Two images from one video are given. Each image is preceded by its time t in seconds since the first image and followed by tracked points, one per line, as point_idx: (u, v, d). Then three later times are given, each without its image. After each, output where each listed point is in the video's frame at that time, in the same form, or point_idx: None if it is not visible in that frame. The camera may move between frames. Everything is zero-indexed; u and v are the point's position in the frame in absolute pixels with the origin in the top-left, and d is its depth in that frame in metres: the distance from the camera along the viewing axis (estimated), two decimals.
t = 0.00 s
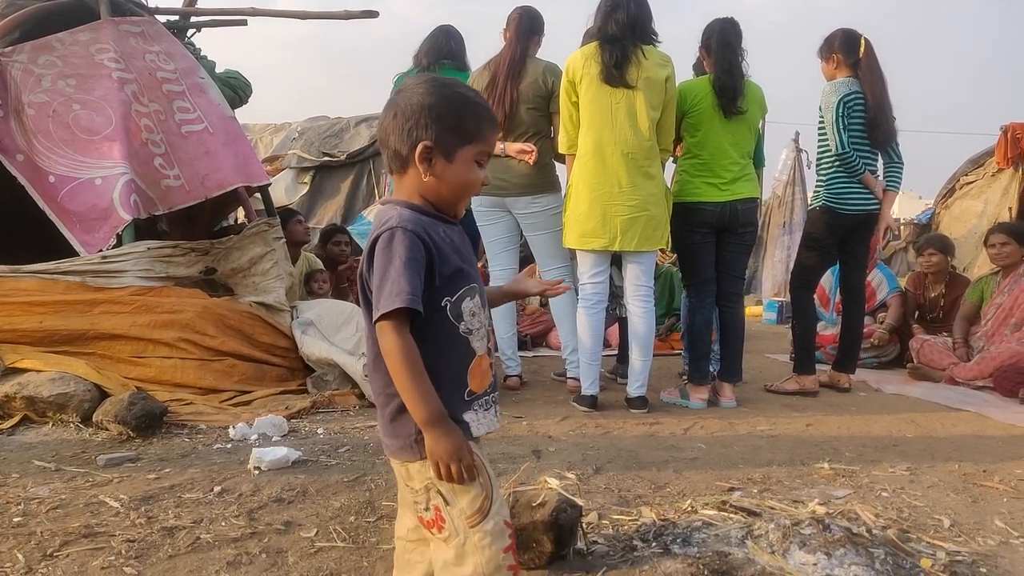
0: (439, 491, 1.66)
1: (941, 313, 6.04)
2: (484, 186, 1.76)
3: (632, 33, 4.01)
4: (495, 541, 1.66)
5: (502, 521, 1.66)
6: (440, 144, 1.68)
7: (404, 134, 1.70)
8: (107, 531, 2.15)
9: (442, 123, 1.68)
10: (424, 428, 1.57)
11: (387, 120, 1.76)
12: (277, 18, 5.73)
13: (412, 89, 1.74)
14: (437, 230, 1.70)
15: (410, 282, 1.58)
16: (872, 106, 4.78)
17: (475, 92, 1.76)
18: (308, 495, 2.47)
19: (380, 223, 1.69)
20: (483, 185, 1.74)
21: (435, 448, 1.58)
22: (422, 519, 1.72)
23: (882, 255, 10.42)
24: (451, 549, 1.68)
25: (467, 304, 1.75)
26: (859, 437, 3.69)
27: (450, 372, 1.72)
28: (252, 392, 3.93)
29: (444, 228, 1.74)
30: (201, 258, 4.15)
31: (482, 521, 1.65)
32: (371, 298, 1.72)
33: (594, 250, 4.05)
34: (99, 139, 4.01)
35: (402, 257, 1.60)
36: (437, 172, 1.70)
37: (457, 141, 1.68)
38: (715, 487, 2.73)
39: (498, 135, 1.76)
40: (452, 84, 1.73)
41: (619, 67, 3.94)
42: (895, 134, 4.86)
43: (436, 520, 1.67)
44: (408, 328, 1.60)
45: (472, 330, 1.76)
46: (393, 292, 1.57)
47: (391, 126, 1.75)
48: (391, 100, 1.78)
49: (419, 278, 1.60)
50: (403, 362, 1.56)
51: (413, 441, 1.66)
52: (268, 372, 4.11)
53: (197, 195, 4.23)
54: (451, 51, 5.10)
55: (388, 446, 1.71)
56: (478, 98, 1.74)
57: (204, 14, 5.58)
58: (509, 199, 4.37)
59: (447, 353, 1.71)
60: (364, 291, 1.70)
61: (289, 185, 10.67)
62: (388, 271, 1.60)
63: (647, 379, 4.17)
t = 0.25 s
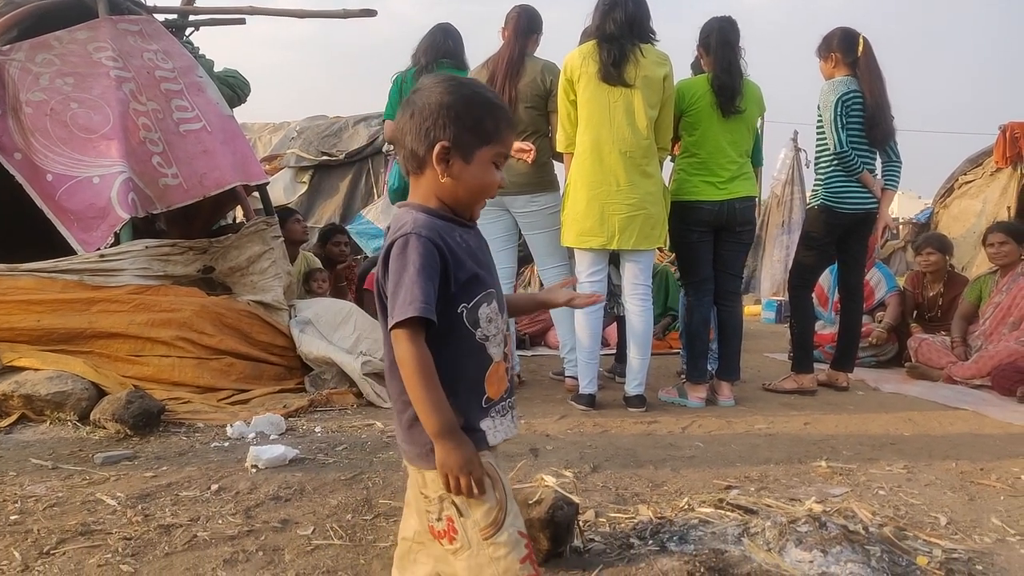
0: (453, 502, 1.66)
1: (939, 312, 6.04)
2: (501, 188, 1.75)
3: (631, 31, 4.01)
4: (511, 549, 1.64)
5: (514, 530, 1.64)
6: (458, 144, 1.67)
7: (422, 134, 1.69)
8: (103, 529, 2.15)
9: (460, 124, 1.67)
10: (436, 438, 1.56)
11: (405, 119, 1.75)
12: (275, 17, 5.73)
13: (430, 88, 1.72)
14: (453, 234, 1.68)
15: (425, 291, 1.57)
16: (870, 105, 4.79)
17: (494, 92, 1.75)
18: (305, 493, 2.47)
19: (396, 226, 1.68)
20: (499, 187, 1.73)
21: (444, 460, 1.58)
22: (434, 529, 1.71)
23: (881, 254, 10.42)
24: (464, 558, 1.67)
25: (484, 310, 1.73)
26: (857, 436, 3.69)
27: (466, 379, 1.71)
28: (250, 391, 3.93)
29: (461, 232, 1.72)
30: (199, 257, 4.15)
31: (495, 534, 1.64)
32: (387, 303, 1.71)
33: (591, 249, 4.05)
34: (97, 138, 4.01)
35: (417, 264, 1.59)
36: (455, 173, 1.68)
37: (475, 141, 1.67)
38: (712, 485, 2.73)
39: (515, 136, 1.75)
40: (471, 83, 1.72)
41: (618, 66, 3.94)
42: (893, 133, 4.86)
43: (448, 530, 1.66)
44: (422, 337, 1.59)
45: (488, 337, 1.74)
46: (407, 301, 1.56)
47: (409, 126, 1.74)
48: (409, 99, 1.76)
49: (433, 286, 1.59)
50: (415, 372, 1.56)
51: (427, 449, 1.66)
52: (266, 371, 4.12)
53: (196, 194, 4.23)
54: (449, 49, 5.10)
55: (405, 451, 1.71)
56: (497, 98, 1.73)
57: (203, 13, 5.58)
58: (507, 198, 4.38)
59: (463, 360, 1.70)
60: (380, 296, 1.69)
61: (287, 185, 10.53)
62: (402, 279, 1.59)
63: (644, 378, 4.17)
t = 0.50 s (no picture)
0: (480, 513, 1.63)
1: (937, 311, 6.05)
2: (519, 193, 1.72)
3: (628, 31, 4.01)
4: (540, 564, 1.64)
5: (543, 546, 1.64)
6: (475, 149, 1.64)
7: (438, 140, 1.66)
8: (99, 528, 2.15)
9: (478, 128, 1.64)
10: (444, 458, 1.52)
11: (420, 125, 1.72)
12: (273, 17, 5.73)
13: (446, 91, 1.69)
14: (471, 243, 1.65)
15: (443, 305, 1.54)
16: (867, 104, 4.79)
17: (510, 95, 1.72)
18: (302, 492, 2.47)
19: (412, 236, 1.65)
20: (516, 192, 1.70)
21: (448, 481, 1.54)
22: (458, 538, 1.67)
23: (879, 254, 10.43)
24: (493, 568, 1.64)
25: (504, 318, 1.69)
26: (854, 435, 3.70)
27: (488, 391, 1.67)
28: (247, 391, 3.93)
29: (478, 239, 1.68)
30: (197, 256, 4.15)
31: (522, 547, 1.63)
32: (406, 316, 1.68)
33: (589, 248, 4.06)
34: (95, 137, 4.01)
35: (434, 277, 1.56)
36: (472, 179, 1.65)
37: (493, 146, 1.64)
38: (708, 484, 2.73)
39: (532, 140, 1.73)
40: (487, 87, 1.69)
41: (615, 65, 3.94)
42: (891, 133, 4.87)
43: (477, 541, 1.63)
44: (441, 351, 1.55)
45: (510, 345, 1.70)
46: (425, 316, 1.53)
47: (425, 131, 1.71)
48: (424, 103, 1.73)
49: (451, 298, 1.55)
50: (431, 389, 1.52)
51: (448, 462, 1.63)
52: (263, 370, 4.12)
53: (193, 193, 4.23)
54: (447, 48, 5.09)
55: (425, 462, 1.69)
56: (514, 101, 1.71)
57: (200, 12, 5.58)
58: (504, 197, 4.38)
59: (484, 372, 1.66)
60: (398, 310, 1.66)
61: (286, 185, 10.47)
62: (420, 292, 1.56)
63: (642, 377, 4.17)
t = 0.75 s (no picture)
0: (503, 521, 1.58)
1: (933, 310, 6.05)
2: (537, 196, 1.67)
3: (624, 31, 4.02)
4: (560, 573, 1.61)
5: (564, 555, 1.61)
6: (493, 150, 1.59)
7: (454, 141, 1.61)
8: (94, 526, 2.16)
9: (495, 129, 1.60)
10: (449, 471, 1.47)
11: (435, 127, 1.67)
12: (271, 16, 5.73)
13: (462, 92, 1.65)
14: (489, 246, 1.59)
15: (460, 314, 1.49)
16: (864, 103, 4.80)
17: (527, 96, 1.68)
18: (297, 491, 2.48)
19: (428, 242, 1.60)
20: (535, 195, 1.65)
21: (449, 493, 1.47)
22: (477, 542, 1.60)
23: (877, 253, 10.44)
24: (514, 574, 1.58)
25: (526, 322, 1.64)
26: (849, 433, 3.71)
27: (510, 399, 1.62)
28: (244, 390, 3.94)
29: (497, 242, 1.63)
30: (193, 256, 4.16)
31: (545, 558, 1.60)
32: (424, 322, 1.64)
33: (584, 247, 4.06)
34: (91, 137, 4.01)
35: (450, 284, 1.51)
36: (489, 181, 1.60)
37: (511, 147, 1.60)
38: (703, 482, 2.74)
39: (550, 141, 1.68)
40: (504, 86, 1.65)
41: (611, 64, 3.95)
42: (887, 132, 4.87)
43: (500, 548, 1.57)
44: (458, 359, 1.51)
45: (532, 350, 1.65)
46: (442, 326, 1.49)
47: (440, 133, 1.67)
48: (439, 104, 1.69)
49: (468, 306, 1.51)
50: (444, 399, 1.46)
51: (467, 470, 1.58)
52: (260, 370, 4.12)
53: (190, 193, 4.23)
54: (444, 47, 5.13)
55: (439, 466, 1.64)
56: (532, 102, 1.66)
57: (198, 12, 5.58)
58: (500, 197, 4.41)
59: (504, 379, 1.62)
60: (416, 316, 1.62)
61: (284, 184, 10.51)
62: (437, 300, 1.51)
63: (638, 376, 4.17)
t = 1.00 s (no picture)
0: (503, 518, 1.58)
1: (928, 309, 6.12)
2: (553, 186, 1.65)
3: (618, 30, 4.03)
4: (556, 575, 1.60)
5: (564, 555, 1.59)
6: (509, 139, 1.58)
7: (469, 130, 1.61)
8: (87, 524, 2.16)
9: (512, 118, 1.58)
10: (456, 462, 1.48)
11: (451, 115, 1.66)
12: (267, 16, 5.74)
13: (478, 79, 1.64)
14: (501, 236, 1.59)
15: (468, 304, 1.48)
16: (858, 102, 4.81)
17: (545, 84, 1.66)
18: (290, 488, 2.49)
19: (439, 231, 1.60)
20: (552, 184, 1.64)
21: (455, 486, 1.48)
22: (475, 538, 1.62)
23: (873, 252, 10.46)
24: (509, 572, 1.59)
25: (538, 313, 1.64)
26: (842, 431, 3.72)
27: (519, 391, 1.62)
28: (239, 388, 3.95)
29: (509, 233, 1.62)
30: (188, 255, 4.17)
31: (543, 557, 1.59)
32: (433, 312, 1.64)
33: (579, 245, 4.07)
34: (86, 137, 4.02)
35: (459, 274, 1.50)
36: (505, 170, 1.59)
37: (528, 136, 1.59)
38: (694, 479, 2.75)
39: (568, 130, 1.66)
40: (521, 74, 1.63)
41: (604, 64, 3.96)
42: (881, 131, 4.89)
43: (495, 546, 1.58)
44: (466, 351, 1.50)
45: (544, 342, 1.65)
46: (449, 316, 1.48)
47: (456, 121, 1.66)
48: (455, 91, 1.68)
49: (477, 297, 1.50)
50: (452, 392, 1.47)
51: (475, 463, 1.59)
52: (255, 369, 4.14)
53: (185, 193, 4.24)
54: (440, 47, 5.14)
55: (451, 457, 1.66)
56: (549, 90, 1.65)
57: (194, 12, 5.59)
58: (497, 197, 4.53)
59: (514, 371, 1.61)
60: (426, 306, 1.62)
61: (280, 185, 10.45)
62: (445, 290, 1.51)
63: (633, 375, 4.18)
